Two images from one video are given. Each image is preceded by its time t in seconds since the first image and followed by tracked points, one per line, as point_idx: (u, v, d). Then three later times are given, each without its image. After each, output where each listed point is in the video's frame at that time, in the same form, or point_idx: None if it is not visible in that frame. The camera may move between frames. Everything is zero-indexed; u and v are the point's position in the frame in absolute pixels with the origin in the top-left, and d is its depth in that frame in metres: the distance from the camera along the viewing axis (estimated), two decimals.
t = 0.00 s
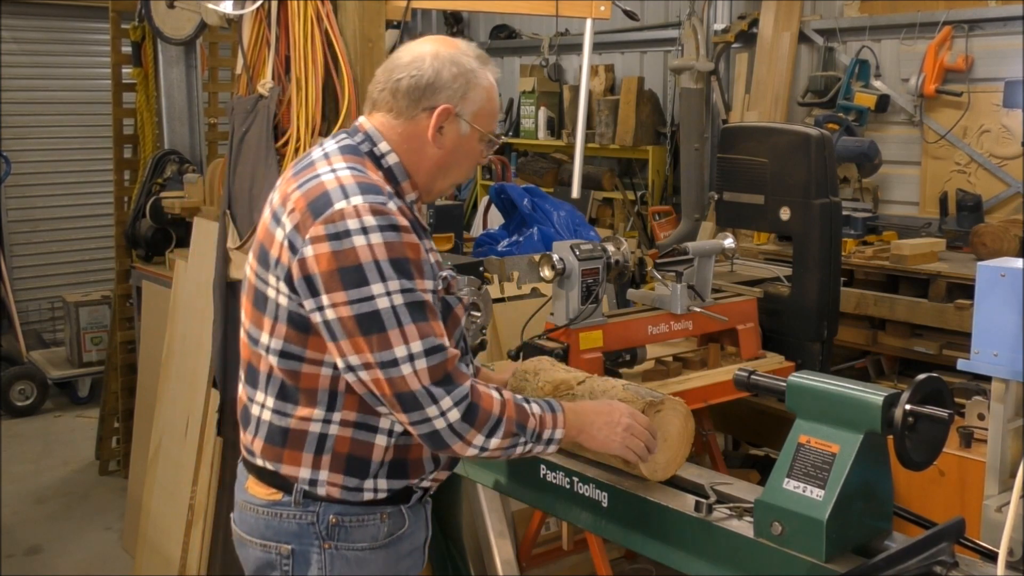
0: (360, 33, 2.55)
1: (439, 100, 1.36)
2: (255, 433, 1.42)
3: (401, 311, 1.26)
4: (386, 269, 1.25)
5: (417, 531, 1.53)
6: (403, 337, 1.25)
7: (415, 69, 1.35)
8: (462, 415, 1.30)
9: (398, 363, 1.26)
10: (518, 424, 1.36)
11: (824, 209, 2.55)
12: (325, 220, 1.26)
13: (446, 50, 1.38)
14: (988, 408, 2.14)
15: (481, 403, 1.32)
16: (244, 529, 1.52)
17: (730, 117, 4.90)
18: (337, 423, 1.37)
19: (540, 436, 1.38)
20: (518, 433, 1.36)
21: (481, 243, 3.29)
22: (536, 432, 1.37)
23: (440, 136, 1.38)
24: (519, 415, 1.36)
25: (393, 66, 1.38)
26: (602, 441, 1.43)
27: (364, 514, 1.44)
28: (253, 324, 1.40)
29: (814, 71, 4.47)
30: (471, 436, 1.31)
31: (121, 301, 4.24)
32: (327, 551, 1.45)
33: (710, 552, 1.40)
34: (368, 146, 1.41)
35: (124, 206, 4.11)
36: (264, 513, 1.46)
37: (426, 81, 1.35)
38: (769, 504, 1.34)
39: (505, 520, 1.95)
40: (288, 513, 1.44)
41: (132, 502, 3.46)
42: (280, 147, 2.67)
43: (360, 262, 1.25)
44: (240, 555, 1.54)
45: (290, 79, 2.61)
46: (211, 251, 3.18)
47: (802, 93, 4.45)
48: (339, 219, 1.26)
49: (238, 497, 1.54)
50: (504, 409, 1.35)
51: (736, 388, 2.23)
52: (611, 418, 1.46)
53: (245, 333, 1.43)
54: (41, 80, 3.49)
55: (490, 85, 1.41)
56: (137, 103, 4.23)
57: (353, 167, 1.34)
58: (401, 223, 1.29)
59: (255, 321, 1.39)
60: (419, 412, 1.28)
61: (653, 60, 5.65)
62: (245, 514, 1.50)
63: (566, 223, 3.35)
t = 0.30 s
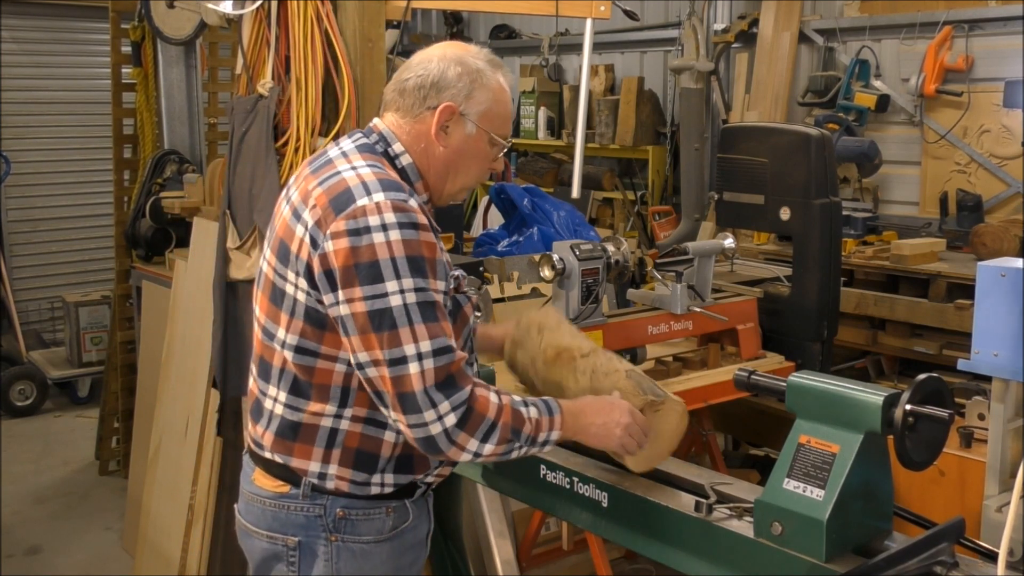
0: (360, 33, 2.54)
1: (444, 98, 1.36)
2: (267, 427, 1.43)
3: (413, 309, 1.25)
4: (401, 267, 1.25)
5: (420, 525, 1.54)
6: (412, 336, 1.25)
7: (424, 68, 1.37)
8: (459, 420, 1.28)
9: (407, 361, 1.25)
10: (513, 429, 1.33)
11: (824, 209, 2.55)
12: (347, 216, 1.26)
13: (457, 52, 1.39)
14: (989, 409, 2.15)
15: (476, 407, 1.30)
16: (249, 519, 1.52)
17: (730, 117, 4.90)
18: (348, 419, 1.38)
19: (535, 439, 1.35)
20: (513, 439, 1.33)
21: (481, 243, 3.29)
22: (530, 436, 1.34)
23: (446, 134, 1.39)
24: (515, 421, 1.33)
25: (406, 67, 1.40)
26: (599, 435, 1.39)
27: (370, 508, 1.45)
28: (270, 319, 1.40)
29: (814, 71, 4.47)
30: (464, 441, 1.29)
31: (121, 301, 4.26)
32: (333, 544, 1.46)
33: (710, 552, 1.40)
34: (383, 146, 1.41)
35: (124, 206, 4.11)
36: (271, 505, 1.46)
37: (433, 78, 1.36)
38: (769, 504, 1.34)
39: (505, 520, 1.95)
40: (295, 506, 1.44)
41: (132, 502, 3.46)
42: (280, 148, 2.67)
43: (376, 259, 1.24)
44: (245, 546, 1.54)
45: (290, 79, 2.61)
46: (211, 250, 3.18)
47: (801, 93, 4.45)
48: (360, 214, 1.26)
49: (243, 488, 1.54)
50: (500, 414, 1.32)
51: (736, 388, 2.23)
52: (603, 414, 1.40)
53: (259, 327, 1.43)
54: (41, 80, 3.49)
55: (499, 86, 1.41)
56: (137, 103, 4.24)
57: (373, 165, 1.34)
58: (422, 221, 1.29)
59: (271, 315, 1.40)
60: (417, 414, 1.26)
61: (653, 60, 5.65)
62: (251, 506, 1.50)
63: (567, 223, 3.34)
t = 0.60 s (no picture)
0: (360, 33, 2.54)
1: (420, 100, 1.36)
2: (274, 450, 1.44)
3: (412, 342, 1.26)
4: (396, 301, 1.25)
5: (428, 520, 1.54)
6: (412, 369, 1.26)
7: (397, 68, 1.36)
8: (463, 446, 1.32)
9: (408, 394, 1.27)
10: (507, 444, 1.38)
11: (824, 209, 2.55)
12: (337, 250, 1.24)
13: (432, 50, 1.38)
14: (989, 407, 2.14)
15: (476, 430, 1.34)
16: (259, 528, 1.52)
17: (730, 117, 4.90)
18: (355, 438, 1.39)
19: (520, 448, 1.41)
20: (507, 450, 1.38)
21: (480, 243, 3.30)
22: (516, 447, 1.40)
23: (422, 137, 1.39)
24: (508, 438, 1.37)
25: (379, 65, 1.39)
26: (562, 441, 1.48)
27: (384, 509, 1.46)
28: (265, 346, 1.40)
29: (814, 71, 4.47)
30: (467, 464, 1.33)
31: (121, 301, 4.39)
32: (351, 547, 1.47)
33: (711, 553, 1.40)
34: (361, 157, 1.41)
35: (124, 206, 4.11)
36: (283, 513, 1.46)
37: (407, 79, 1.35)
38: (769, 504, 1.34)
39: (505, 521, 1.95)
40: (310, 513, 1.44)
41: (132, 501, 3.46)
42: (280, 148, 2.67)
43: (371, 295, 1.24)
44: (257, 555, 1.54)
45: (290, 79, 2.60)
46: (211, 250, 3.18)
47: (802, 93, 4.45)
48: (350, 248, 1.24)
49: (251, 497, 1.53)
50: (495, 433, 1.36)
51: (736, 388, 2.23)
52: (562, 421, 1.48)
53: (254, 353, 1.43)
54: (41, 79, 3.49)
55: (475, 83, 1.40)
56: (137, 103, 4.24)
57: (355, 185, 1.32)
58: (412, 249, 1.27)
59: (266, 342, 1.40)
60: (421, 440, 1.29)
61: (653, 60, 5.65)
62: (261, 515, 1.50)
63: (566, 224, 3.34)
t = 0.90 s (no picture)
0: (360, 33, 2.58)
1: (404, 96, 1.35)
2: (269, 457, 1.43)
3: (387, 342, 1.24)
4: (373, 300, 1.24)
5: (426, 519, 1.56)
6: (386, 370, 1.24)
7: (379, 65, 1.34)
8: (431, 451, 1.30)
9: (381, 397, 1.24)
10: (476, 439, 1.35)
11: (824, 209, 2.54)
12: (317, 248, 1.24)
13: (413, 44, 1.37)
14: (989, 408, 2.14)
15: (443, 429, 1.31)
16: (257, 535, 1.51)
17: (730, 117, 4.89)
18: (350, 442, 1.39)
19: (489, 430, 1.37)
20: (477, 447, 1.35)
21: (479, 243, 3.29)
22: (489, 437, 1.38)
23: (407, 133, 1.38)
24: (473, 433, 1.35)
25: (359, 62, 1.37)
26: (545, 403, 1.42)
27: (383, 511, 1.46)
28: (254, 350, 1.40)
29: (814, 71, 4.47)
30: (435, 468, 1.30)
31: (121, 301, 4.38)
32: (350, 550, 1.46)
33: (712, 553, 1.40)
34: (343, 155, 1.41)
35: (124, 206, 4.10)
36: (282, 518, 1.45)
37: (390, 76, 1.34)
38: (769, 503, 1.34)
39: (505, 521, 1.95)
40: (309, 517, 1.44)
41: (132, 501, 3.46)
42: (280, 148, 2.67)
43: (349, 293, 1.23)
44: (256, 561, 1.53)
45: (290, 79, 2.60)
46: (211, 250, 3.18)
47: (802, 93, 4.45)
48: (330, 246, 1.24)
49: (248, 504, 1.52)
50: (461, 426, 1.34)
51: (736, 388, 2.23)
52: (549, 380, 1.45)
53: (245, 360, 1.43)
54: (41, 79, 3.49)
55: (457, 76, 1.40)
56: (137, 103, 4.23)
57: (336, 184, 1.32)
58: (393, 246, 1.26)
59: (254, 346, 1.39)
60: (389, 449, 1.26)
61: (653, 60, 5.65)
62: (259, 521, 1.49)
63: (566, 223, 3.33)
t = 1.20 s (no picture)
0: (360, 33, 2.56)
1: (367, 84, 1.34)
2: (253, 458, 1.42)
3: (373, 333, 1.26)
4: (355, 293, 1.25)
5: (416, 522, 1.54)
6: (375, 361, 1.26)
7: (337, 58, 1.33)
8: (438, 430, 1.31)
9: (373, 388, 1.26)
10: (484, 429, 1.37)
11: (824, 209, 2.54)
12: (290, 246, 1.25)
13: (369, 31, 1.35)
14: (989, 408, 2.14)
15: (453, 415, 1.34)
16: (243, 538, 1.50)
17: (730, 117, 4.89)
18: (334, 438, 1.38)
19: (500, 435, 1.39)
20: (486, 438, 1.37)
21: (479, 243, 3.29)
22: (497, 432, 1.39)
23: (377, 120, 1.37)
24: (484, 425, 1.37)
25: (318, 58, 1.36)
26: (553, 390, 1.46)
27: (370, 514, 1.45)
28: (234, 352, 1.40)
29: (814, 71, 4.47)
30: (444, 449, 1.32)
31: (120, 301, 4.25)
32: (336, 553, 1.45)
33: (710, 553, 1.40)
34: (315, 151, 1.40)
35: (124, 206, 4.10)
36: (267, 521, 1.44)
37: (350, 67, 1.33)
38: (769, 504, 1.34)
39: (505, 521, 1.95)
40: (293, 520, 1.43)
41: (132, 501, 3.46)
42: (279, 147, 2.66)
43: (328, 289, 1.24)
44: (241, 563, 1.52)
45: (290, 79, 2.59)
46: (211, 250, 3.18)
47: (802, 93, 4.45)
48: (304, 243, 1.24)
49: (234, 507, 1.51)
50: (472, 417, 1.36)
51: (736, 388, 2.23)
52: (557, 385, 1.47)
53: (225, 362, 1.43)
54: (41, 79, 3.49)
55: (418, 56, 1.38)
56: (137, 103, 4.22)
57: (308, 180, 1.32)
58: (367, 240, 1.27)
59: (234, 349, 1.39)
60: (393, 431, 1.29)
61: (653, 60, 5.65)
62: (245, 523, 1.48)
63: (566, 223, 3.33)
